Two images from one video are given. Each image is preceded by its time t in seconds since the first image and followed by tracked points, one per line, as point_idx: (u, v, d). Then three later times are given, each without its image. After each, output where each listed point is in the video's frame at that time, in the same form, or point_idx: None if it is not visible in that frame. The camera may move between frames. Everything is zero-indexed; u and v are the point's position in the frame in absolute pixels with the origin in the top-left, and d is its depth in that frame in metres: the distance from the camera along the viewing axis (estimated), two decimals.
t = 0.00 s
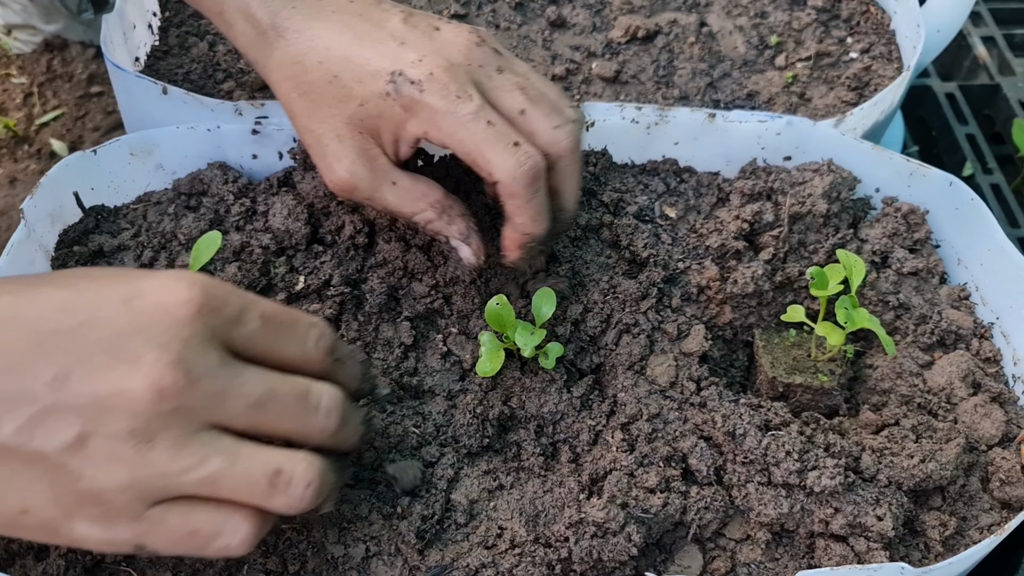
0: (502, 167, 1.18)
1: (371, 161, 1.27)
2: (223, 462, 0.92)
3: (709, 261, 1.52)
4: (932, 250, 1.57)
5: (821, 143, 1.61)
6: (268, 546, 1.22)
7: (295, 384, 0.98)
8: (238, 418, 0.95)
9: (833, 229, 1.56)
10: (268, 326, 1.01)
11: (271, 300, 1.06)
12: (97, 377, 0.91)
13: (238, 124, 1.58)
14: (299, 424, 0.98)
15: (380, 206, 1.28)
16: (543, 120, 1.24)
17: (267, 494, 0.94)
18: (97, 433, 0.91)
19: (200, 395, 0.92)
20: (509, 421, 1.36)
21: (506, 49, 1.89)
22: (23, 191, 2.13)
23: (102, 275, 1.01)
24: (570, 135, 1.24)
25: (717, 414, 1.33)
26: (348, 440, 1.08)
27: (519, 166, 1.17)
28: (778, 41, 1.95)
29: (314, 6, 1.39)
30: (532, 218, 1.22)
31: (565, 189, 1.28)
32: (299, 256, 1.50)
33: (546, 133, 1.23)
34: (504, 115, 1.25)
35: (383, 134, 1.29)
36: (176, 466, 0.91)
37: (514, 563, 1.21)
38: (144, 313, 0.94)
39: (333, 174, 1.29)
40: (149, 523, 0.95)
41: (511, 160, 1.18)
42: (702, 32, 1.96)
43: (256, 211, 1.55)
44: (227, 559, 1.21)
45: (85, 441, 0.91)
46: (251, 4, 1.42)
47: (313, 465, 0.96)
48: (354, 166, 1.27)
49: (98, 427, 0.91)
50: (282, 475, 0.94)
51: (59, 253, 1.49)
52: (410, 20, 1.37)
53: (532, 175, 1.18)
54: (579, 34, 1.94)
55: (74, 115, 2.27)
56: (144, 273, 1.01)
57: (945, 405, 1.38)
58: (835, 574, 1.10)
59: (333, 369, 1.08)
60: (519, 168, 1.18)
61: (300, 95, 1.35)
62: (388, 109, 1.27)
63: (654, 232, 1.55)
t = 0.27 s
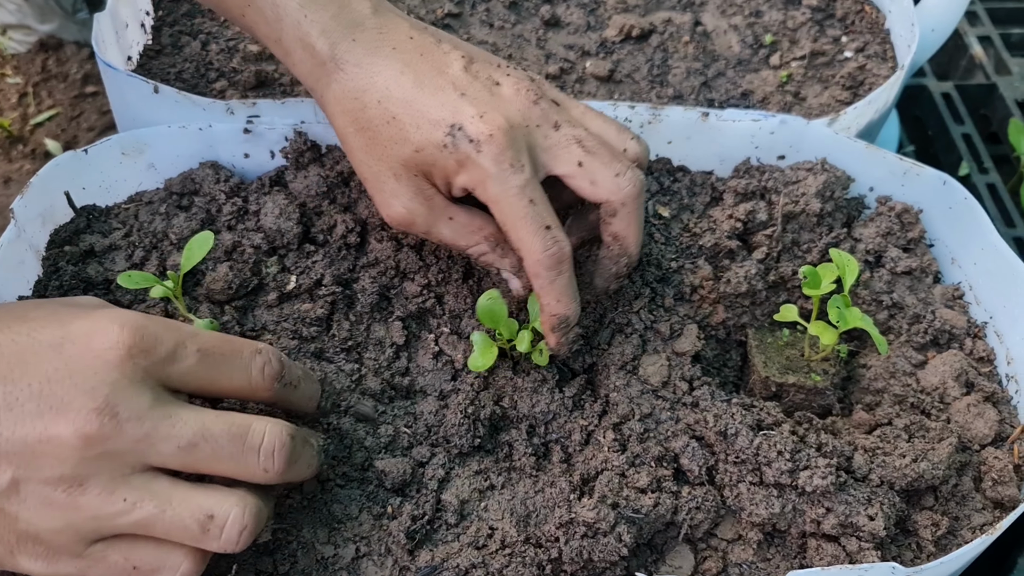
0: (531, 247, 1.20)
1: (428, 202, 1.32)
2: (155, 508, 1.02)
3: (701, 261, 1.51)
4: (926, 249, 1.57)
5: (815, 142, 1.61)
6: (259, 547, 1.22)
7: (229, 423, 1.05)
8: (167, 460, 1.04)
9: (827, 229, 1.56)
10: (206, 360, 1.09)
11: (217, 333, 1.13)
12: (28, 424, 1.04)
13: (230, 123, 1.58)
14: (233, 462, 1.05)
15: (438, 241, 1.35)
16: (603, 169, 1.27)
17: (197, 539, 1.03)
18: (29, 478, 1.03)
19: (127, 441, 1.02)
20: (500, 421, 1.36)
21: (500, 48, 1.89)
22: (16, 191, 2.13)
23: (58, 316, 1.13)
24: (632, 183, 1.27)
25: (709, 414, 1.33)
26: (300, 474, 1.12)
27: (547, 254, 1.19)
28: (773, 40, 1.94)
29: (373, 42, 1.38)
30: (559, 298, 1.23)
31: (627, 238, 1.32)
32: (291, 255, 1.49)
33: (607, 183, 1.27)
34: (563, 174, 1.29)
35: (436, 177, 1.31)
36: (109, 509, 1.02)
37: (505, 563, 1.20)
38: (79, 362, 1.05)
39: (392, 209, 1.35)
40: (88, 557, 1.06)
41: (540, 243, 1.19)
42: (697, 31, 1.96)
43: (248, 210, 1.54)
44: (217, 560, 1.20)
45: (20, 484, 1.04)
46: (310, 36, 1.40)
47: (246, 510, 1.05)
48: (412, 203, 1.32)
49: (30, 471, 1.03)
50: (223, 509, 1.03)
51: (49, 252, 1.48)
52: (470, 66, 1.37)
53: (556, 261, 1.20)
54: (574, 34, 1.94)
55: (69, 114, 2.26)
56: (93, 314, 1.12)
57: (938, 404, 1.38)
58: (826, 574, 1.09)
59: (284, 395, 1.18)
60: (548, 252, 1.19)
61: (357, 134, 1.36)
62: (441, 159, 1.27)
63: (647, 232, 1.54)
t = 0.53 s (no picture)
0: (534, 251, 1.21)
1: (429, 210, 1.32)
2: (280, 485, 0.85)
3: (698, 263, 1.52)
4: (922, 252, 1.58)
5: (811, 145, 1.61)
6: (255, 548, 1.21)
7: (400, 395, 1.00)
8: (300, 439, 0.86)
9: (823, 231, 1.57)
10: (333, 326, 0.89)
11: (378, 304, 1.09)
12: (161, 393, 0.84)
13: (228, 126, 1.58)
14: (359, 447, 0.87)
15: (435, 252, 1.35)
16: (602, 179, 1.28)
17: (321, 518, 0.86)
18: (167, 447, 0.84)
19: (259, 418, 0.84)
20: (500, 422, 1.36)
21: (498, 50, 1.89)
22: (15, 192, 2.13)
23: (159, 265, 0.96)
24: (630, 194, 1.28)
25: (706, 416, 1.33)
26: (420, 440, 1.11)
27: (549, 258, 1.20)
28: (770, 42, 1.95)
29: (375, 52, 1.39)
30: (563, 301, 1.25)
31: (622, 247, 1.33)
32: (289, 258, 1.50)
33: (605, 192, 1.27)
34: (563, 181, 1.29)
35: (438, 184, 1.32)
36: (239, 483, 0.84)
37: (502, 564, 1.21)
38: (209, 330, 0.86)
39: (394, 217, 1.36)
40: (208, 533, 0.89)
41: (544, 247, 1.20)
42: (694, 33, 1.96)
43: (246, 212, 1.55)
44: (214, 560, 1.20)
45: (154, 454, 0.85)
46: (312, 48, 1.41)
47: (370, 491, 0.88)
48: (414, 212, 1.33)
49: (167, 442, 0.84)
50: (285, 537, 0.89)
51: (48, 254, 1.49)
52: (471, 73, 1.37)
53: (561, 263, 1.21)
54: (571, 36, 1.94)
55: (68, 116, 2.27)
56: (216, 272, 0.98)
57: (934, 406, 1.39)
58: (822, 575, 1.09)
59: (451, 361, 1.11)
60: (550, 257, 1.20)
61: (360, 143, 1.37)
62: (444, 165, 1.29)
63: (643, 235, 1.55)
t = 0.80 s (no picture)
0: (543, 247, 1.24)
1: (438, 208, 1.32)
2: (331, 499, 1.03)
3: (698, 265, 1.52)
4: (921, 254, 1.58)
5: (812, 147, 1.62)
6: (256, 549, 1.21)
7: (409, 431, 1.08)
8: (351, 457, 1.05)
9: (823, 233, 1.57)
10: (386, 359, 1.11)
11: (389, 335, 1.15)
12: (233, 403, 1.04)
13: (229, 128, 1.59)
14: (408, 471, 1.07)
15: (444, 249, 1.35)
16: (608, 177, 1.29)
17: (360, 535, 1.05)
18: (226, 455, 1.03)
19: (318, 435, 1.04)
20: (500, 424, 1.35)
21: (498, 53, 1.90)
22: (16, 194, 2.14)
23: (218, 296, 1.14)
24: (633, 193, 1.30)
25: (706, 417, 1.34)
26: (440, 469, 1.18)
27: (559, 253, 1.23)
28: (770, 45, 1.95)
29: (382, 52, 1.40)
30: (569, 295, 1.28)
31: (624, 246, 1.35)
32: (290, 260, 1.50)
33: (610, 191, 1.29)
34: (569, 178, 1.31)
35: (448, 180, 1.33)
36: (289, 497, 1.02)
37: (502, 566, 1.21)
38: (280, 349, 1.07)
39: (404, 214, 1.36)
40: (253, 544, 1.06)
41: (554, 242, 1.23)
42: (693, 36, 1.97)
43: (247, 214, 1.55)
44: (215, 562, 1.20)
45: (213, 461, 1.03)
46: (318, 50, 1.41)
47: (409, 511, 1.07)
48: (423, 210, 1.33)
49: (227, 449, 1.03)
50: (323, 549, 1.07)
51: (50, 256, 1.49)
52: (478, 71, 1.39)
53: (569, 259, 1.24)
54: (571, 39, 1.95)
55: (68, 118, 2.27)
56: (263, 307, 1.14)
57: (933, 407, 1.39)
58: None
59: (447, 393, 1.18)
60: (560, 251, 1.23)
61: (368, 140, 1.37)
62: (454, 161, 1.30)
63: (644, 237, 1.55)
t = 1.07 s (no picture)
0: (542, 242, 1.23)
1: (428, 204, 1.33)
2: (392, 520, 1.02)
3: (700, 265, 1.52)
4: (923, 254, 1.58)
5: (812, 147, 1.62)
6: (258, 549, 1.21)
7: (472, 457, 1.08)
8: (414, 480, 1.04)
9: (824, 234, 1.57)
10: (456, 377, 1.11)
11: (459, 347, 1.14)
12: (299, 420, 1.01)
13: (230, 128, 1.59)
14: (468, 494, 1.08)
15: (432, 248, 1.35)
16: (603, 181, 1.29)
17: (421, 556, 1.04)
18: (292, 469, 1.01)
19: (381, 458, 1.01)
20: (502, 425, 1.35)
21: (499, 54, 1.90)
22: (16, 195, 2.14)
23: (306, 302, 1.12)
24: (628, 197, 1.29)
25: (708, 418, 1.34)
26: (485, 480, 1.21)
27: (558, 248, 1.23)
28: (771, 46, 1.95)
29: (382, 49, 1.40)
30: (564, 294, 1.28)
31: (618, 250, 1.34)
32: (291, 260, 1.50)
33: (604, 193, 1.28)
34: (564, 177, 1.31)
35: (442, 176, 1.33)
36: (353, 515, 1.01)
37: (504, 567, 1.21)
38: (350, 367, 1.04)
39: (393, 211, 1.35)
40: (318, 553, 1.06)
41: (554, 237, 1.23)
42: (694, 37, 1.97)
43: (249, 215, 1.55)
44: (216, 563, 1.20)
45: (280, 473, 1.01)
46: (319, 45, 1.41)
47: (467, 534, 1.07)
48: (412, 205, 1.33)
49: (293, 464, 1.01)
50: (385, 564, 1.07)
51: (51, 257, 1.49)
52: (478, 70, 1.39)
53: (568, 254, 1.24)
54: (572, 40, 1.95)
55: (69, 119, 2.27)
56: (350, 317, 1.11)
57: (935, 408, 1.39)
58: None
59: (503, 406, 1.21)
60: (559, 247, 1.23)
61: (364, 136, 1.38)
62: (451, 156, 1.30)
63: (645, 238, 1.55)
